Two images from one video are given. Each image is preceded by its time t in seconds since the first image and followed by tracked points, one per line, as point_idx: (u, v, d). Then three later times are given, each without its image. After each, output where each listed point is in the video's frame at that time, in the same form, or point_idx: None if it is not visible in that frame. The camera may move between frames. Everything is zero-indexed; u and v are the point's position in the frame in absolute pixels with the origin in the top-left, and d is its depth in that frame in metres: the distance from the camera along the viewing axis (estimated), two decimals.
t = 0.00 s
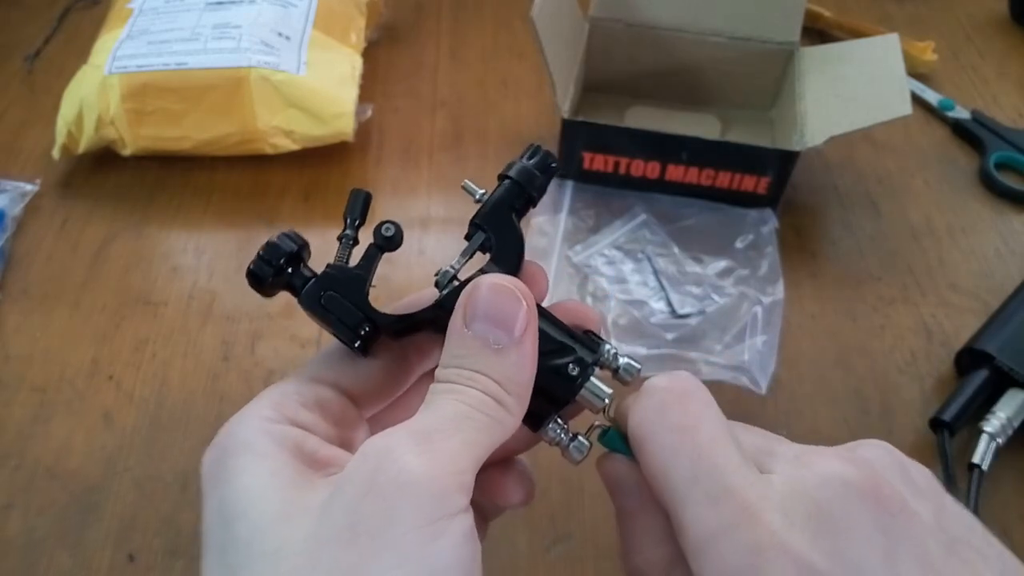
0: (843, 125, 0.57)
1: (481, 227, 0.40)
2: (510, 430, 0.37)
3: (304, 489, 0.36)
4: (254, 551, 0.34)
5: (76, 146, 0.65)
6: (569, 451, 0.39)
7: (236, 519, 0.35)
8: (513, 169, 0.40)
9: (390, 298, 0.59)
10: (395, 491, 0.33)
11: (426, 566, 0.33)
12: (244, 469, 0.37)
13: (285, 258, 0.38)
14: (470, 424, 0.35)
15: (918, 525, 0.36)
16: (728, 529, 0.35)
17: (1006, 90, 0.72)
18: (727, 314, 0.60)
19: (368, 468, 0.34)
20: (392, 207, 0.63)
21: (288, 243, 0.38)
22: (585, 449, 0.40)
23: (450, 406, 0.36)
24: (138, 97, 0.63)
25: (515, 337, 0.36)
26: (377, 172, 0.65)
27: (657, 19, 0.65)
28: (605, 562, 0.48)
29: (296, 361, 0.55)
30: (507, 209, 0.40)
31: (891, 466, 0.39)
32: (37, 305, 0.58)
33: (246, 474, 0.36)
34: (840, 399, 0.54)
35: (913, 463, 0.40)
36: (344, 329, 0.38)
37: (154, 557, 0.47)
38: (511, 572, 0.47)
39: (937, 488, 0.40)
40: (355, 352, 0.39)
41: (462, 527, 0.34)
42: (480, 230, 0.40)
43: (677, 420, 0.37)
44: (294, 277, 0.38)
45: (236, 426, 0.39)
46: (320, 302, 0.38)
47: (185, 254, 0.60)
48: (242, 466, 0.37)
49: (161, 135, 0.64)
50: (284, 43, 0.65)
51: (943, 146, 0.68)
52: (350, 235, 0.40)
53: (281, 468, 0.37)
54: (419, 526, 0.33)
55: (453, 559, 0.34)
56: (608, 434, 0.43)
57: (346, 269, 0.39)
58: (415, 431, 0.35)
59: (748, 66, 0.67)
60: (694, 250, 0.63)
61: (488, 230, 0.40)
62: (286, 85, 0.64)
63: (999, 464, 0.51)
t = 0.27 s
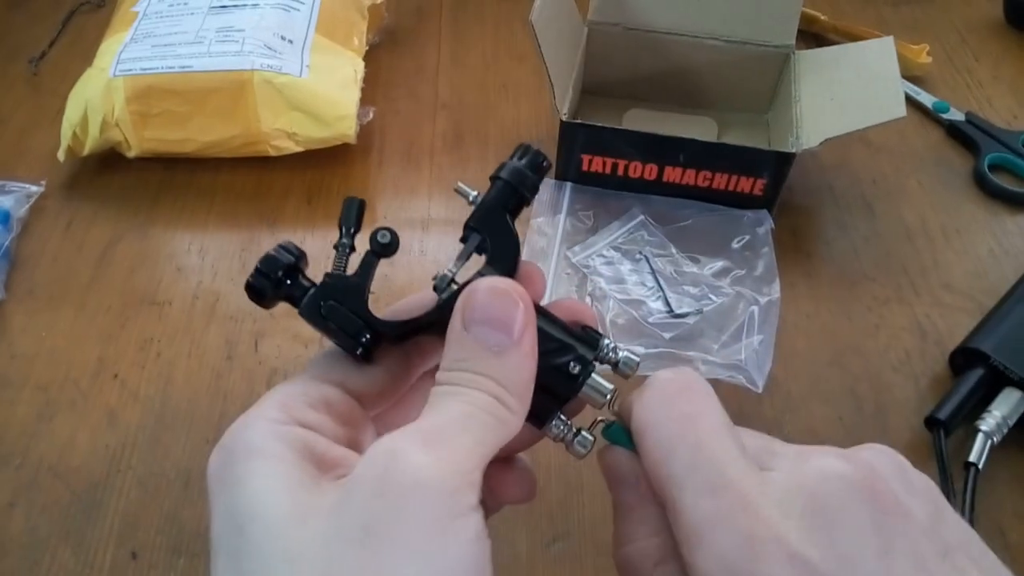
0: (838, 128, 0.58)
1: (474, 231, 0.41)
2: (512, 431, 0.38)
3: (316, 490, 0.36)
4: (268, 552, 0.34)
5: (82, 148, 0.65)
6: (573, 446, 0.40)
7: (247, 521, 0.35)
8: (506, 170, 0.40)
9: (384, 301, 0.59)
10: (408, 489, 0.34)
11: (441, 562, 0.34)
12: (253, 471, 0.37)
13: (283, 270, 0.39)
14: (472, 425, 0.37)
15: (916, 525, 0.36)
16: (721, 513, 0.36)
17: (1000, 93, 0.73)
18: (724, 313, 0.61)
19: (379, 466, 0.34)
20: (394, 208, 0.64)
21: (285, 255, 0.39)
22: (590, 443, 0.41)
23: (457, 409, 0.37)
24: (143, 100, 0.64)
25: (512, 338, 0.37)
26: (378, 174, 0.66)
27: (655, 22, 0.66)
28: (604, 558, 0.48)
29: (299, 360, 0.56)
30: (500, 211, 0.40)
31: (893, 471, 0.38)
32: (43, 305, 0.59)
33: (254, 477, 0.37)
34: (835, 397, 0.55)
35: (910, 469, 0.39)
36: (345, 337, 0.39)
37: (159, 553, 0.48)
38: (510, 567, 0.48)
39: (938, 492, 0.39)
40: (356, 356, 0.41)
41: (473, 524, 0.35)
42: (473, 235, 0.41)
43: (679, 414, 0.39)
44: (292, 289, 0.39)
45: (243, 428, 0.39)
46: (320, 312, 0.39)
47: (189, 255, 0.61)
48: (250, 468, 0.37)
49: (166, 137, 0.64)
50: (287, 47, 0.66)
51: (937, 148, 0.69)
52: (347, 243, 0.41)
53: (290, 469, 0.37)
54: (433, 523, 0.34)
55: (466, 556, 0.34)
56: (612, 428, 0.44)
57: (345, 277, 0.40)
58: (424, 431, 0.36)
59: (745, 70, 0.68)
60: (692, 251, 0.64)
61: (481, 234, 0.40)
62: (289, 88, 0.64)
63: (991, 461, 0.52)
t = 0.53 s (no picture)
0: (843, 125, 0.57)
1: (466, 215, 0.40)
2: (511, 417, 0.37)
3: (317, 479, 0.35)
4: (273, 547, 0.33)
5: (76, 145, 0.64)
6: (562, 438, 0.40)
7: (250, 514, 0.34)
8: (500, 155, 0.40)
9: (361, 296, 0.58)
10: (415, 479, 0.33)
11: (452, 552, 0.33)
12: (253, 461, 0.36)
13: (268, 256, 0.39)
14: (473, 409, 0.35)
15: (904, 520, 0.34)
16: (698, 498, 0.35)
17: (1008, 89, 0.72)
18: (728, 313, 0.59)
19: (384, 454, 0.34)
20: (392, 206, 0.63)
21: (271, 240, 0.39)
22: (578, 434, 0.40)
23: (454, 395, 0.36)
24: (136, 96, 0.63)
25: (505, 322, 0.36)
26: (376, 171, 0.65)
27: (658, 17, 0.65)
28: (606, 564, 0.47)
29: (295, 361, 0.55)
30: (493, 195, 0.40)
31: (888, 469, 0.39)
32: (36, 305, 0.58)
33: (252, 466, 0.35)
34: (841, 400, 0.54)
35: (911, 460, 0.40)
36: (330, 323, 0.39)
37: (153, 559, 0.47)
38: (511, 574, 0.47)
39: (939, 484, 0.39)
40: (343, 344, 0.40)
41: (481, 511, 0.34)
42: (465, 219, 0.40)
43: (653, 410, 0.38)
44: (277, 275, 0.39)
45: (240, 413, 0.38)
46: (307, 298, 0.39)
47: (184, 255, 0.60)
48: (249, 457, 0.36)
49: (160, 135, 0.63)
50: (284, 42, 0.65)
51: (945, 145, 0.68)
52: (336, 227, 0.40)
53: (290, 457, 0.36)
54: (441, 512, 0.33)
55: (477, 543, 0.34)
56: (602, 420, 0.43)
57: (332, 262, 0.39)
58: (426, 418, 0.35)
59: (750, 65, 0.67)
60: (694, 250, 0.63)
61: (473, 219, 0.40)
62: (285, 84, 0.63)
63: (1000, 465, 0.51)
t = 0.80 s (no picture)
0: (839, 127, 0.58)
1: (413, 236, 0.43)
2: (454, 425, 0.38)
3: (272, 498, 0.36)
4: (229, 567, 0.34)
5: (80, 147, 0.65)
6: (507, 452, 0.41)
7: (208, 536, 0.35)
8: (447, 181, 0.43)
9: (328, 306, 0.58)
10: (361, 494, 0.34)
11: (400, 562, 0.34)
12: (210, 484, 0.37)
13: (222, 277, 0.40)
14: (417, 423, 0.36)
15: (980, 417, 0.33)
16: (777, 379, 0.36)
17: (1003, 91, 0.72)
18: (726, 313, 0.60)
19: (331, 471, 0.34)
20: (393, 207, 0.64)
21: (223, 263, 0.40)
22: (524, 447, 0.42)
23: (399, 407, 0.37)
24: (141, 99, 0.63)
25: (444, 334, 0.37)
26: (378, 173, 0.66)
27: (656, 21, 0.66)
28: (604, 560, 0.48)
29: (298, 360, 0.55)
30: (438, 220, 0.43)
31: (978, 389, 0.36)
32: (40, 305, 0.58)
33: (210, 489, 0.37)
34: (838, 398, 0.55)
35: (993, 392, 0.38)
36: (282, 342, 0.41)
37: (156, 556, 0.48)
38: (510, 570, 0.47)
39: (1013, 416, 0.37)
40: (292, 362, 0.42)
41: (428, 523, 0.35)
42: (412, 239, 0.43)
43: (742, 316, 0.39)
44: (231, 295, 0.41)
45: (199, 439, 0.39)
46: (257, 319, 0.40)
47: (187, 255, 0.61)
48: (207, 480, 0.37)
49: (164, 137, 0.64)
50: (286, 45, 0.66)
51: (940, 147, 0.68)
52: (287, 253, 0.42)
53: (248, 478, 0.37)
54: (387, 525, 0.34)
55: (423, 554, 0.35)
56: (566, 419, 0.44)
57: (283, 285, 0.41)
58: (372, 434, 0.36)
59: (747, 68, 0.68)
60: (693, 250, 0.64)
61: (418, 239, 0.43)
62: (288, 87, 0.64)
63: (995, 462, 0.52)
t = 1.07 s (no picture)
0: (839, 127, 0.58)
1: (400, 224, 0.43)
2: (449, 411, 0.38)
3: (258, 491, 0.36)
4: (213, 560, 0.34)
5: (79, 147, 0.65)
6: (510, 432, 0.40)
7: (196, 529, 0.36)
8: (429, 166, 0.42)
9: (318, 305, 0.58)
10: (346, 485, 0.34)
11: (383, 553, 0.34)
12: (198, 479, 0.37)
13: (212, 280, 0.40)
14: (407, 411, 0.36)
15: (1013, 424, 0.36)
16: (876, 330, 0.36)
17: (1003, 91, 0.72)
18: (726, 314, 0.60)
19: (318, 463, 0.35)
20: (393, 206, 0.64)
21: (211, 266, 0.40)
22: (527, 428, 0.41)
23: (390, 395, 0.37)
24: (141, 99, 0.63)
25: (438, 321, 0.37)
26: (378, 172, 0.66)
27: (656, 21, 0.66)
28: (604, 559, 0.48)
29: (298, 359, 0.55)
30: (425, 206, 0.43)
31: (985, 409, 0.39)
32: (40, 306, 0.58)
33: (200, 484, 0.37)
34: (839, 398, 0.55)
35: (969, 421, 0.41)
36: (279, 339, 0.40)
37: (156, 556, 0.48)
38: (510, 570, 0.47)
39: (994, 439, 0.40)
40: (290, 358, 0.42)
41: (413, 514, 0.35)
42: (400, 228, 0.43)
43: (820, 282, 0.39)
44: (223, 297, 0.40)
45: (187, 437, 0.39)
46: (251, 319, 0.40)
47: (187, 255, 0.61)
48: (197, 474, 0.37)
49: (163, 136, 0.64)
50: (286, 45, 0.66)
51: (940, 146, 0.68)
52: (273, 252, 0.42)
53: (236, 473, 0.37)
54: (372, 514, 0.34)
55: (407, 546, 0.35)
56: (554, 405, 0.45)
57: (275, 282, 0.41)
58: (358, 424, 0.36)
59: (747, 68, 0.68)
60: (693, 250, 0.64)
61: (405, 227, 0.42)
62: (288, 86, 0.64)
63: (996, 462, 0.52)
